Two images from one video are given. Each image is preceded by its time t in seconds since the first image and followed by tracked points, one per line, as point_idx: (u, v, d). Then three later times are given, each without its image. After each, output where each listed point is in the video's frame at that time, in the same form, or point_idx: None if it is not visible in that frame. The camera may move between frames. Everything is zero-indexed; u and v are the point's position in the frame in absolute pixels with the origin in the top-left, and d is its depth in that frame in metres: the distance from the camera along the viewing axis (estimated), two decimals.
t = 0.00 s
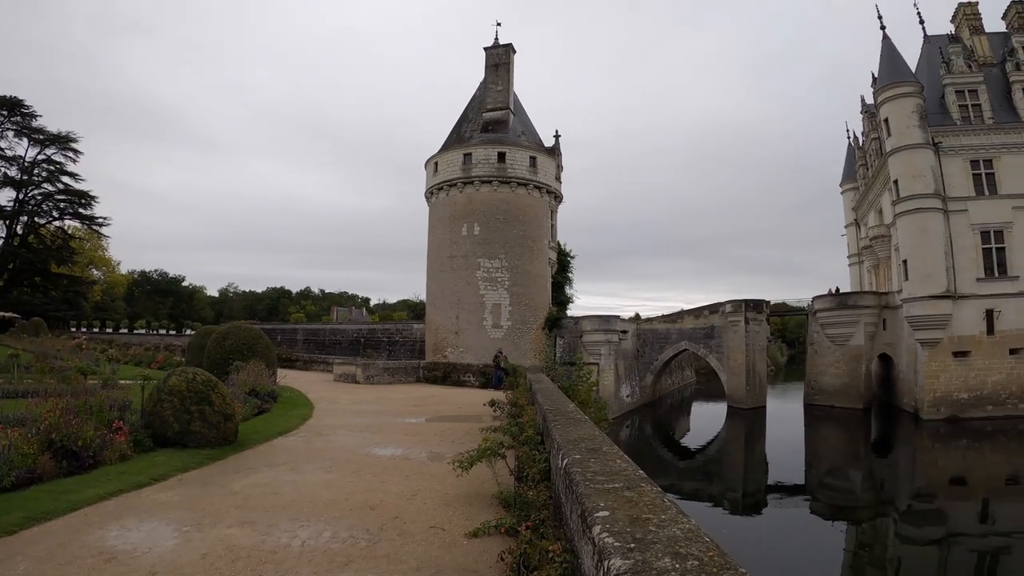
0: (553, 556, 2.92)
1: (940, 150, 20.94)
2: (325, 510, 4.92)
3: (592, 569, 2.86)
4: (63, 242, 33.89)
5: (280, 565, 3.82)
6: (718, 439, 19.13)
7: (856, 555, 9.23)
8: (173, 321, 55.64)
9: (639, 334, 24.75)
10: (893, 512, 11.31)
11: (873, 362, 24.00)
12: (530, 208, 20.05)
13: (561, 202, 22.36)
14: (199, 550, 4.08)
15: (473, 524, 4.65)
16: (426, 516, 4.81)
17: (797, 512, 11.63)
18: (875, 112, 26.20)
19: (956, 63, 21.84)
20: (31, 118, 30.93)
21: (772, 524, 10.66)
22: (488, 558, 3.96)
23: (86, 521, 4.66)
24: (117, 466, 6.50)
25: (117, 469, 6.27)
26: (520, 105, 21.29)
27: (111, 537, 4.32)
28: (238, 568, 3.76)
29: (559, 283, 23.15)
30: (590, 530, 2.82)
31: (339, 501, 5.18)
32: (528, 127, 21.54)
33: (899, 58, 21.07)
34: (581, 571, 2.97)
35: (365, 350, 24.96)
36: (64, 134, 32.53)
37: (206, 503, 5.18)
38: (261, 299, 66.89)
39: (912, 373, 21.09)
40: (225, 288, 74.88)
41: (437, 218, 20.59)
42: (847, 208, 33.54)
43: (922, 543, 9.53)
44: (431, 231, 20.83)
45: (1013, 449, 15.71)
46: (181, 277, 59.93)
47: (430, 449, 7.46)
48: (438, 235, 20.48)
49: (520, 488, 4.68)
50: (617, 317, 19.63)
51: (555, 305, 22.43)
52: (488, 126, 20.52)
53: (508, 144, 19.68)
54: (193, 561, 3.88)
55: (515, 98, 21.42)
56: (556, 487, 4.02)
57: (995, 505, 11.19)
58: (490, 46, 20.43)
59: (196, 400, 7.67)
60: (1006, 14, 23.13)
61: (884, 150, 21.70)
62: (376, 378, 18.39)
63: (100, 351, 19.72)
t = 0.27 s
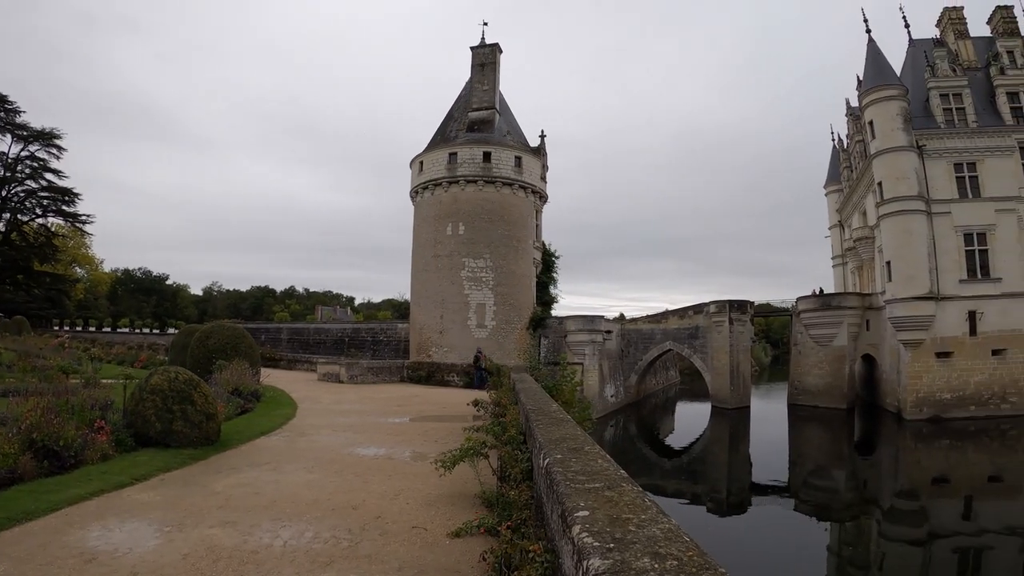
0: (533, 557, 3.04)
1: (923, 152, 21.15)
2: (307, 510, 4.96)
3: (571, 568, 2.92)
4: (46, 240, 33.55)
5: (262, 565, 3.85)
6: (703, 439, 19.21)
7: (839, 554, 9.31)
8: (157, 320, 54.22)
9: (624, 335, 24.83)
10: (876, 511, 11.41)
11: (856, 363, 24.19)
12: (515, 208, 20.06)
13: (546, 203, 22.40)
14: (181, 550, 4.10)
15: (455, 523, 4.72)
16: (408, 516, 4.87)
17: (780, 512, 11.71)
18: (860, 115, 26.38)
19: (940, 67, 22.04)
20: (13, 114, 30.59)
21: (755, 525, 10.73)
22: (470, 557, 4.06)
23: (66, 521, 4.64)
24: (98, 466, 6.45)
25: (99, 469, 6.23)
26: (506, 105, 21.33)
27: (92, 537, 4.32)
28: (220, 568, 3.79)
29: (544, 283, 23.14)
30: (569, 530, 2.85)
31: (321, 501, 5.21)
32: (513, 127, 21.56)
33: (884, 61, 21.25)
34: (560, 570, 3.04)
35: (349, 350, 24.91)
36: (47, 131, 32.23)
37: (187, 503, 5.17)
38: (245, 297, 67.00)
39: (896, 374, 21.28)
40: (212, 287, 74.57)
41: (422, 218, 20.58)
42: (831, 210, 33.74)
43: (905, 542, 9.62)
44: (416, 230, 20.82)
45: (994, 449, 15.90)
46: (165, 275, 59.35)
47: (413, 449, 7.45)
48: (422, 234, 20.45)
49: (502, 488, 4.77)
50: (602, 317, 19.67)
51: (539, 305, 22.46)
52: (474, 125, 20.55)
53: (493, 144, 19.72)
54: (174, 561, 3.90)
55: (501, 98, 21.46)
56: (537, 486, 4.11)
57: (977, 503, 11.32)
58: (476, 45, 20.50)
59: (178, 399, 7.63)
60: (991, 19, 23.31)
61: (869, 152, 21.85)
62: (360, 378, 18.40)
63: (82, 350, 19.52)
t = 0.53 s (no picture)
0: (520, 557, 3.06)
1: (909, 155, 21.34)
2: (292, 510, 4.96)
3: (555, 568, 2.93)
4: (30, 237, 33.24)
5: (247, 566, 3.85)
6: (689, 439, 19.31)
7: (824, 553, 9.38)
8: (141, 318, 54.57)
9: (609, 334, 24.69)
10: (860, 509, 11.51)
11: (841, 363, 24.36)
12: (501, 208, 20.09)
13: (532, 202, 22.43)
14: (166, 550, 4.08)
15: (439, 523, 4.73)
16: (393, 515, 4.87)
17: (765, 510, 11.81)
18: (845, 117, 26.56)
19: (925, 71, 22.28)
20: None
21: (740, 523, 10.81)
22: (455, 557, 4.08)
23: (50, 522, 4.61)
24: (82, 466, 6.42)
25: (83, 469, 6.20)
26: (493, 105, 21.32)
27: (77, 538, 4.29)
28: (205, 568, 3.79)
29: (529, 282, 23.30)
30: (553, 529, 2.87)
31: (306, 501, 5.21)
32: (500, 127, 21.56)
33: (870, 64, 21.42)
34: (544, 570, 3.06)
35: (335, 348, 24.90)
36: (32, 127, 31.96)
37: (171, 503, 5.15)
38: (231, 296, 66.89)
39: (879, 374, 21.42)
40: (198, 285, 74.15)
41: (408, 216, 20.58)
42: (817, 210, 33.92)
43: (889, 540, 9.70)
44: (401, 229, 20.82)
45: (977, 448, 16.07)
46: (150, 273, 58.84)
47: (397, 448, 7.45)
48: (408, 233, 20.46)
49: (487, 487, 4.80)
50: (588, 317, 19.77)
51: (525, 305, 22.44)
52: (461, 125, 20.54)
53: (480, 143, 19.73)
54: (159, 561, 3.89)
55: (488, 98, 21.44)
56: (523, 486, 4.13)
57: (960, 502, 11.42)
58: (464, 44, 20.44)
59: (162, 399, 7.60)
60: (976, 23, 23.47)
61: (855, 154, 22.01)
62: (345, 378, 18.24)
63: (65, 348, 19.34)
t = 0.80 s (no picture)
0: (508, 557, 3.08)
1: (893, 157, 21.50)
2: (279, 510, 4.95)
3: (543, 567, 2.95)
4: (13, 235, 32.88)
5: (235, 566, 3.85)
6: (674, 439, 19.40)
7: (810, 552, 9.46)
8: (125, 318, 54.43)
9: (595, 335, 25.07)
10: (845, 508, 11.59)
11: (825, 363, 24.55)
12: (487, 208, 20.12)
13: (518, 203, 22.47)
14: (153, 552, 4.07)
15: (426, 523, 4.74)
16: (380, 516, 4.87)
17: (751, 509, 11.89)
18: (831, 119, 26.71)
19: (911, 73, 22.37)
20: None
21: (727, 523, 10.89)
22: (443, 557, 4.09)
23: (35, 524, 4.58)
24: (67, 467, 6.38)
25: (68, 470, 6.16)
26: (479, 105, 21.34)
27: (63, 540, 4.27)
28: (192, 569, 3.78)
29: (515, 282, 23.28)
30: (541, 529, 2.88)
31: (293, 501, 5.20)
32: (486, 127, 21.57)
33: (856, 67, 21.55)
34: (533, 569, 3.07)
35: (320, 348, 24.83)
36: (16, 124, 31.62)
37: (157, 504, 5.13)
38: (216, 295, 66.55)
39: (864, 374, 21.54)
40: (183, 285, 73.60)
41: (394, 216, 20.55)
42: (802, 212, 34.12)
43: (874, 539, 9.78)
44: (387, 229, 20.78)
45: (961, 447, 16.23)
46: (134, 273, 58.29)
47: (383, 449, 7.46)
48: (394, 233, 20.41)
49: (474, 487, 4.82)
50: (573, 318, 20.34)
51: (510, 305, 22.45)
52: (447, 125, 20.54)
53: (466, 143, 19.75)
54: (146, 563, 3.88)
55: (475, 98, 21.46)
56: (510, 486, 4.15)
57: (944, 501, 11.54)
58: (451, 44, 20.45)
59: (147, 399, 7.56)
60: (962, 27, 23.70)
61: (840, 156, 22.18)
62: (331, 379, 18.21)
63: (47, 349, 19.16)
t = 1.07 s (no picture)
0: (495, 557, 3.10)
1: (878, 159, 21.65)
2: (266, 512, 4.94)
3: (530, 567, 2.97)
4: None
5: (222, 568, 3.85)
6: (659, 439, 19.49)
7: (795, 551, 9.53)
8: (109, 318, 54.01)
9: (580, 335, 24.96)
10: (830, 507, 11.68)
11: (809, 363, 24.74)
12: (472, 208, 20.14)
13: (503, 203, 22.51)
14: (139, 554, 4.05)
15: (412, 524, 4.75)
16: (367, 517, 4.87)
17: (737, 509, 11.95)
18: (816, 121, 26.87)
19: (896, 76, 22.55)
20: None
21: (714, 522, 10.94)
22: (430, 557, 4.10)
23: (20, 527, 4.54)
24: (51, 469, 6.34)
25: (52, 472, 6.12)
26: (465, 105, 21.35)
27: (48, 543, 4.24)
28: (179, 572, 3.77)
29: (501, 283, 23.28)
30: (528, 529, 2.89)
31: (280, 503, 5.19)
32: (472, 127, 21.58)
33: (841, 70, 21.70)
34: (519, 569, 3.10)
35: (305, 348, 24.74)
36: None
37: (143, 506, 5.11)
38: (201, 295, 66.15)
39: (848, 374, 21.68)
40: (167, 285, 72.98)
41: (379, 216, 20.50)
42: (787, 213, 34.27)
43: (858, 537, 9.86)
44: (373, 228, 20.72)
45: (945, 446, 16.39)
46: (117, 273, 57.70)
47: (369, 449, 7.44)
48: (379, 233, 20.38)
49: (461, 487, 4.83)
50: (558, 318, 20.22)
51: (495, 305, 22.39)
52: (433, 124, 20.52)
53: (452, 143, 19.75)
54: (132, 565, 3.87)
55: (461, 98, 21.47)
56: (496, 486, 4.16)
57: (928, 499, 11.66)
58: (438, 44, 20.45)
59: (132, 400, 7.51)
60: (946, 31, 23.93)
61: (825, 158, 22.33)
62: (316, 379, 18.17)
63: (30, 350, 18.98)
